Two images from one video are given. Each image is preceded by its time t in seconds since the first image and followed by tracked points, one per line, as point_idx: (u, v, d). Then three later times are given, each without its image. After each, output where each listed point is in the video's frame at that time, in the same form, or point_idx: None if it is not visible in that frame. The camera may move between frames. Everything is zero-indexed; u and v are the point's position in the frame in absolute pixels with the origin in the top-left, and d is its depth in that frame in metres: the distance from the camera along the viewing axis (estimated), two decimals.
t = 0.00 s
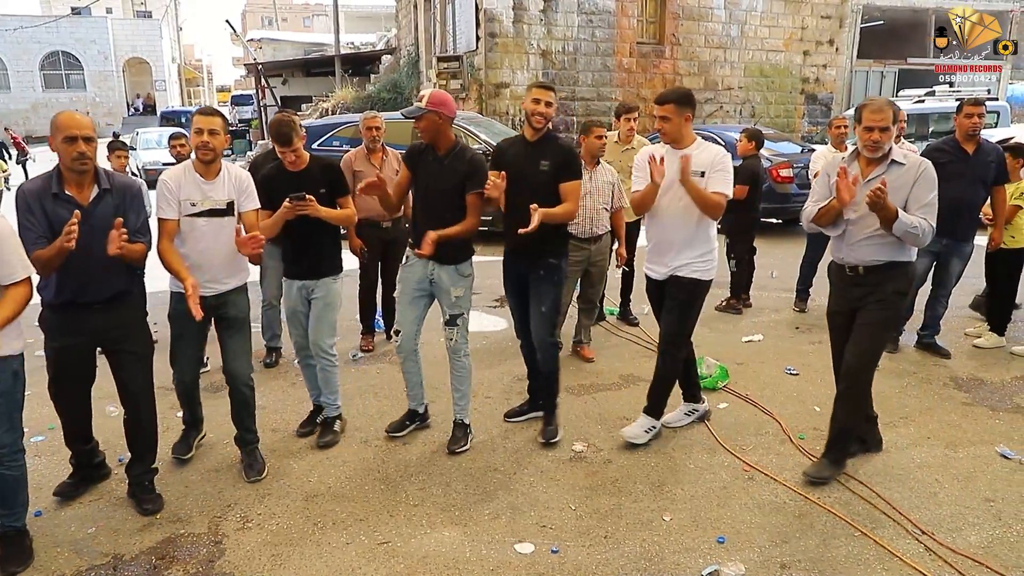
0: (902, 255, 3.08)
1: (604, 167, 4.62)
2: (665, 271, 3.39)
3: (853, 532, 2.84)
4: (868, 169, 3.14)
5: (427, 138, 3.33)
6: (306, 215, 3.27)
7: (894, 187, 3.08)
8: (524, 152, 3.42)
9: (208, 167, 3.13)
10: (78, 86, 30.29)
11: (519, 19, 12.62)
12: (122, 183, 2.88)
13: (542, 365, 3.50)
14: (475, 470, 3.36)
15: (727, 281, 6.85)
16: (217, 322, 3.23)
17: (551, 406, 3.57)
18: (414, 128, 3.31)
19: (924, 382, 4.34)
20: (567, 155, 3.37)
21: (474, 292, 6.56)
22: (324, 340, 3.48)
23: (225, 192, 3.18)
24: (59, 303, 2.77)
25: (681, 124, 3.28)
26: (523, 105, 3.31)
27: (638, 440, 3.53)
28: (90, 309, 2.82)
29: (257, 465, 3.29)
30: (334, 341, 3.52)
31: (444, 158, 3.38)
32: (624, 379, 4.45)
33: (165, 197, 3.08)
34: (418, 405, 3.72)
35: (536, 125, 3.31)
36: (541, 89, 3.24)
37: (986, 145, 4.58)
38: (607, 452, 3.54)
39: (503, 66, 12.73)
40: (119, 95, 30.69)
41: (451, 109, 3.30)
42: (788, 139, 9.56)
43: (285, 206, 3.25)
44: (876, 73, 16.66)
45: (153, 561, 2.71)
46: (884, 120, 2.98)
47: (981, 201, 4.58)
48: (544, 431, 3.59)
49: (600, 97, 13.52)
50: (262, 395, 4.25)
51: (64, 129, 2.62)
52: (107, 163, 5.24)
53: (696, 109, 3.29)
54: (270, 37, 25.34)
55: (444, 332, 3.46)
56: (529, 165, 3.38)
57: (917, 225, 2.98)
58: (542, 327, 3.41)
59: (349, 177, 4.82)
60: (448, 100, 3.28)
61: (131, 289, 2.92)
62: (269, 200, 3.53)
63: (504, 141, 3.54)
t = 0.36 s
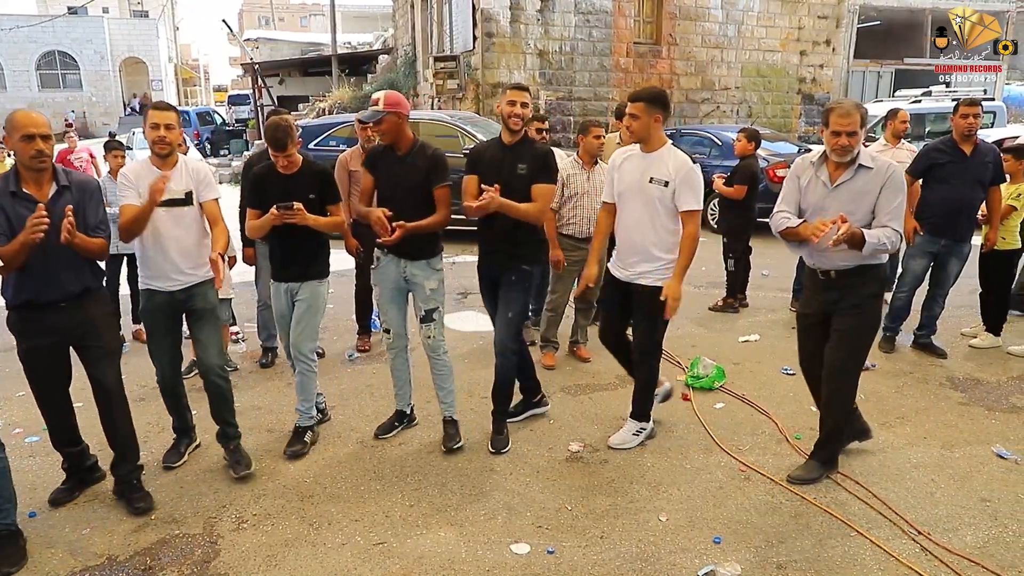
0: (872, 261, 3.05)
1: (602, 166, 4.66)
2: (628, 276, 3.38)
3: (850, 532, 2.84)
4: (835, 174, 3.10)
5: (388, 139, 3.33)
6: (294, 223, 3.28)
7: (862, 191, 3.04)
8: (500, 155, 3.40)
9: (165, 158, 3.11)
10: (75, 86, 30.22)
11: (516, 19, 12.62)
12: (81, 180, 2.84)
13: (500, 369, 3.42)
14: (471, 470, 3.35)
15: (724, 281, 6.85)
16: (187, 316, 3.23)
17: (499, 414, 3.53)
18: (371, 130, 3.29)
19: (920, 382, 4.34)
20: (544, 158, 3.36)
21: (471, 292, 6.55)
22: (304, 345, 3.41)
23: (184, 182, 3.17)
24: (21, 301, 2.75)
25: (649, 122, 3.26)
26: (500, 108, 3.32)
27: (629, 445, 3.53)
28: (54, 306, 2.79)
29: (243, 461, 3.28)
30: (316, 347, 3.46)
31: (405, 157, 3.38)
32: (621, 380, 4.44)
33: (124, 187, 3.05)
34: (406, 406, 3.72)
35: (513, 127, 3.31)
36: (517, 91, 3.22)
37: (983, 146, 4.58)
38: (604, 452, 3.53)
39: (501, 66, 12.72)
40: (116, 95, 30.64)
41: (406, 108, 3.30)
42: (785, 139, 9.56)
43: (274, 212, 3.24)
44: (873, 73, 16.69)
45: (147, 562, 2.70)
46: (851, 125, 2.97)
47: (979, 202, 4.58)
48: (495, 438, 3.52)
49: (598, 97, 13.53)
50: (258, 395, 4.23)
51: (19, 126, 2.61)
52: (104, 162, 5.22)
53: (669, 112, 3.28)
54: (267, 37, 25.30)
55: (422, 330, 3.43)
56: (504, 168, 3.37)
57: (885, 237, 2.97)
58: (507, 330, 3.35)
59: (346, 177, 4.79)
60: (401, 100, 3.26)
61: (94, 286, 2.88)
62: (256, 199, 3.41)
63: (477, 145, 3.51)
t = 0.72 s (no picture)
0: (849, 255, 3.12)
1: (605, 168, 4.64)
2: (607, 277, 3.36)
3: (849, 532, 2.83)
4: (812, 171, 3.16)
5: (359, 144, 3.35)
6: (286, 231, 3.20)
7: (838, 187, 3.08)
8: (479, 155, 3.39)
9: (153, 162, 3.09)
10: (72, 86, 30.17)
11: (515, 19, 12.62)
12: (63, 183, 2.81)
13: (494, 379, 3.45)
14: (470, 470, 3.35)
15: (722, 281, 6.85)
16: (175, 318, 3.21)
17: (495, 415, 3.52)
18: (344, 135, 3.31)
19: (919, 382, 4.34)
20: (527, 158, 3.34)
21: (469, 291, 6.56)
22: (303, 353, 3.38)
23: (172, 185, 3.13)
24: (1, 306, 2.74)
25: (624, 122, 3.26)
26: (482, 107, 3.31)
27: (571, 419, 3.79)
28: (34, 310, 2.77)
29: (209, 464, 3.23)
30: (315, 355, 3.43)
31: (380, 159, 3.37)
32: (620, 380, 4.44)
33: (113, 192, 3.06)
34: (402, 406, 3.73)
35: (495, 126, 3.30)
36: (496, 88, 3.23)
37: (982, 146, 4.59)
38: (604, 452, 3.53)
39: (499, 66, 12.71)
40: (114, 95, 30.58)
41: (377, 111, 3.31)
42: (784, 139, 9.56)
43: (265, 221, 3.15)
44: (870, 73, 16.70)
45: (144, 562, 2.69)
46: (824, 122, 3.01)
47: (978, 201, 4.58)
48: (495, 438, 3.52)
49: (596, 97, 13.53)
50: (256, 395, 4.23)
51: None
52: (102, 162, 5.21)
53: (641, 109, 3.27)
54: (265, 37, 25.28)
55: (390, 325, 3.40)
56: (485, 168, 3.35)
57: (861, 228, 2.98)
58: (497, 338, 3.37)
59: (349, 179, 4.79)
60: (373, 103, 3.28)
61: (76, 290, 2.87)
62: (247, 203, 3.38)
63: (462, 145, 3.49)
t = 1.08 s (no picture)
0: (826, 242, 3.20)
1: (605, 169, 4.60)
2: (573, 274, 3.37)
3: (848, 532, 2.83)
4: (792, 162, 3.26)
5: (345, 147, 3.34)
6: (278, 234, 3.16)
7: (816, 176, 3.19)
8: (452, 158, 3.37)
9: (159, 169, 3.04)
10: (70, 86, 30.12)
11: (513, 18, 12.61)
12: (52, 189, 2.77)
13: (487, 379, 3.45)
14: (469, 471, 3.34)
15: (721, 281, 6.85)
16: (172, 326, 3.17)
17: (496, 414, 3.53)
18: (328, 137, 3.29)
19: (917, 382, 4.34)
20: (501, 157, 3.32)
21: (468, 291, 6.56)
22: (298, 357, 3.37)
23: (176, 193, 3.10)
24: None
25: (585, 119, 3.27)
26: (450, 108, 3.31)
27: (541, 420, 3.83)
28: (17, 320, 2.69)
29: (201, 473, 3.21)
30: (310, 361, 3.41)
31: (365, 160, 3.36)
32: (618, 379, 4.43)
33: (117, 198, 2.98)
34: (398, 404, 3.72)
35: (467, 127, 3.28)
36: (464, 89, 3.25)
37: (981, 145, 4.58)
38: (602, 451, 3.53)
39: (497, 66, 12.69)
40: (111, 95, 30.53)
41: (364, 115, 3.29)
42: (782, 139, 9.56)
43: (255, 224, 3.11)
44: (868, 73, 16.70)
45: (142, 563, 2.68)
46: (805, 114, 3.11)
47: (976, 201, 4.58)
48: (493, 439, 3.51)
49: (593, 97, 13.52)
50: (254, 396, 4.22)
51: None
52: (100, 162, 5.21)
53: (601, 106, 3.29)
54: (263, 37, 25.24)
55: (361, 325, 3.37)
56: (460, 169, 3.34)
57: (838, 209, 3.09)
58: (483, 336, 3.37)
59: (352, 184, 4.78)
60: (359, 107, 3.26)
61: (60, 301, 2.80)
62: (236, 204, 3.33)
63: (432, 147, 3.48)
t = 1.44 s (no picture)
0: (815, 239, 3.14)
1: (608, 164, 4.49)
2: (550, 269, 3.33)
3: (852, 534, 2.77)
4: (778, 159, 3.20)
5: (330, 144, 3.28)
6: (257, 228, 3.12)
7: (803, 173, 3.14)
8: (418, 152, 3.34)
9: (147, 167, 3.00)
10: (76, 86, 30.21)
11: (516, 16, 12.55)
12: (32, 186, 2.69)
13: (458, 369, 3.39)
14: (466, 471, 3.29)
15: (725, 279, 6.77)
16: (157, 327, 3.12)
17: (473, 408, 3.46)
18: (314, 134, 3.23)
19: (924, 381, 4.26)
20: (462, 151, 3.30)
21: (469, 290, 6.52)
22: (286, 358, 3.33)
23: (163, 193, 3.05)
24: None
25: (552, 114, 3.25)
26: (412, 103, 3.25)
27: (539, 420, 3.78)
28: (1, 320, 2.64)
29: (196, 473, 3.17)
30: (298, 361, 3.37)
31: (348, 158, 3.31)
32: (618, 378, 4.38)
33: (102, 197, 2.94)
34: (392, 400, 3.67)
35: (427, 122, 3.24)
36: (426, 84, 3.18)
37: (982, 140, 4.52)
38: (602, 452, 3.47)
39: (500, 64, 12.63)
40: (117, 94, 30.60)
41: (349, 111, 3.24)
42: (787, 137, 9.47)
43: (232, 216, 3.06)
44: (875, 70, 16.58)
45: (133, 564, 2.64)
46: (788, 110, 3.06)
47: (978, 197, 4.51)
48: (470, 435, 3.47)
49: (597, 95, 13.45)
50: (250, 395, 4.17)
51: None
52: (99, 160, 5.18)
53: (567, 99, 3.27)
54: (268, 36, 25.25)
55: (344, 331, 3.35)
56: (422, 164, 3.31)
57: (842, 205, 2.99)
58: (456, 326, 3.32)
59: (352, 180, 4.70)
60: (345, 102, 3.21)
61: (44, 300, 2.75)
62: (213, 203, 3.23)
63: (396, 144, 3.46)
